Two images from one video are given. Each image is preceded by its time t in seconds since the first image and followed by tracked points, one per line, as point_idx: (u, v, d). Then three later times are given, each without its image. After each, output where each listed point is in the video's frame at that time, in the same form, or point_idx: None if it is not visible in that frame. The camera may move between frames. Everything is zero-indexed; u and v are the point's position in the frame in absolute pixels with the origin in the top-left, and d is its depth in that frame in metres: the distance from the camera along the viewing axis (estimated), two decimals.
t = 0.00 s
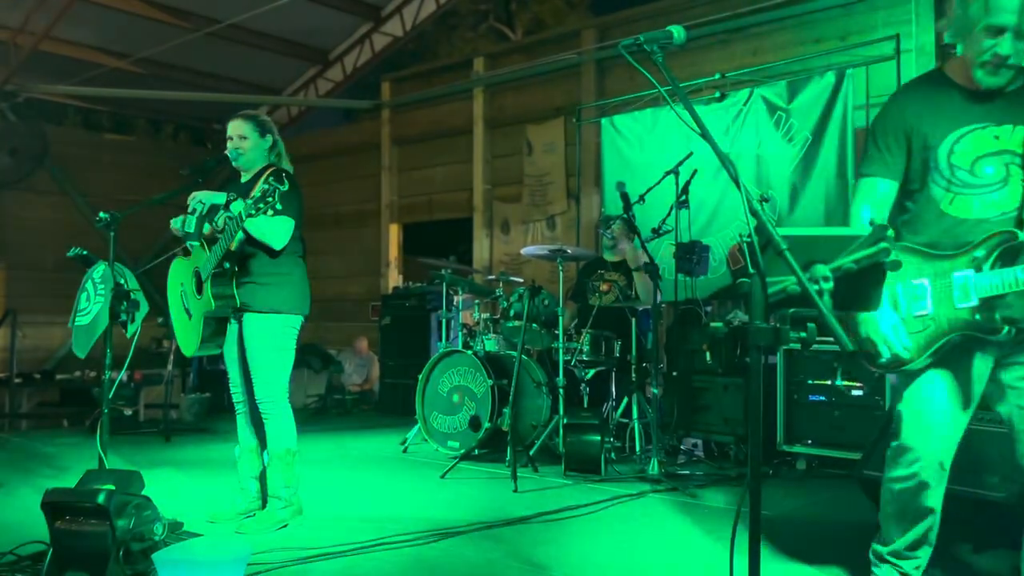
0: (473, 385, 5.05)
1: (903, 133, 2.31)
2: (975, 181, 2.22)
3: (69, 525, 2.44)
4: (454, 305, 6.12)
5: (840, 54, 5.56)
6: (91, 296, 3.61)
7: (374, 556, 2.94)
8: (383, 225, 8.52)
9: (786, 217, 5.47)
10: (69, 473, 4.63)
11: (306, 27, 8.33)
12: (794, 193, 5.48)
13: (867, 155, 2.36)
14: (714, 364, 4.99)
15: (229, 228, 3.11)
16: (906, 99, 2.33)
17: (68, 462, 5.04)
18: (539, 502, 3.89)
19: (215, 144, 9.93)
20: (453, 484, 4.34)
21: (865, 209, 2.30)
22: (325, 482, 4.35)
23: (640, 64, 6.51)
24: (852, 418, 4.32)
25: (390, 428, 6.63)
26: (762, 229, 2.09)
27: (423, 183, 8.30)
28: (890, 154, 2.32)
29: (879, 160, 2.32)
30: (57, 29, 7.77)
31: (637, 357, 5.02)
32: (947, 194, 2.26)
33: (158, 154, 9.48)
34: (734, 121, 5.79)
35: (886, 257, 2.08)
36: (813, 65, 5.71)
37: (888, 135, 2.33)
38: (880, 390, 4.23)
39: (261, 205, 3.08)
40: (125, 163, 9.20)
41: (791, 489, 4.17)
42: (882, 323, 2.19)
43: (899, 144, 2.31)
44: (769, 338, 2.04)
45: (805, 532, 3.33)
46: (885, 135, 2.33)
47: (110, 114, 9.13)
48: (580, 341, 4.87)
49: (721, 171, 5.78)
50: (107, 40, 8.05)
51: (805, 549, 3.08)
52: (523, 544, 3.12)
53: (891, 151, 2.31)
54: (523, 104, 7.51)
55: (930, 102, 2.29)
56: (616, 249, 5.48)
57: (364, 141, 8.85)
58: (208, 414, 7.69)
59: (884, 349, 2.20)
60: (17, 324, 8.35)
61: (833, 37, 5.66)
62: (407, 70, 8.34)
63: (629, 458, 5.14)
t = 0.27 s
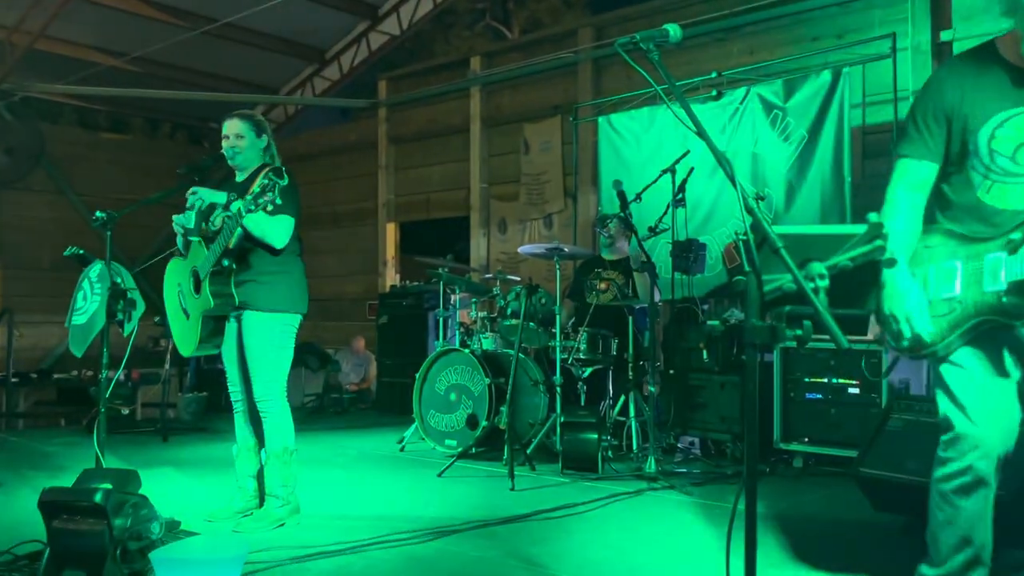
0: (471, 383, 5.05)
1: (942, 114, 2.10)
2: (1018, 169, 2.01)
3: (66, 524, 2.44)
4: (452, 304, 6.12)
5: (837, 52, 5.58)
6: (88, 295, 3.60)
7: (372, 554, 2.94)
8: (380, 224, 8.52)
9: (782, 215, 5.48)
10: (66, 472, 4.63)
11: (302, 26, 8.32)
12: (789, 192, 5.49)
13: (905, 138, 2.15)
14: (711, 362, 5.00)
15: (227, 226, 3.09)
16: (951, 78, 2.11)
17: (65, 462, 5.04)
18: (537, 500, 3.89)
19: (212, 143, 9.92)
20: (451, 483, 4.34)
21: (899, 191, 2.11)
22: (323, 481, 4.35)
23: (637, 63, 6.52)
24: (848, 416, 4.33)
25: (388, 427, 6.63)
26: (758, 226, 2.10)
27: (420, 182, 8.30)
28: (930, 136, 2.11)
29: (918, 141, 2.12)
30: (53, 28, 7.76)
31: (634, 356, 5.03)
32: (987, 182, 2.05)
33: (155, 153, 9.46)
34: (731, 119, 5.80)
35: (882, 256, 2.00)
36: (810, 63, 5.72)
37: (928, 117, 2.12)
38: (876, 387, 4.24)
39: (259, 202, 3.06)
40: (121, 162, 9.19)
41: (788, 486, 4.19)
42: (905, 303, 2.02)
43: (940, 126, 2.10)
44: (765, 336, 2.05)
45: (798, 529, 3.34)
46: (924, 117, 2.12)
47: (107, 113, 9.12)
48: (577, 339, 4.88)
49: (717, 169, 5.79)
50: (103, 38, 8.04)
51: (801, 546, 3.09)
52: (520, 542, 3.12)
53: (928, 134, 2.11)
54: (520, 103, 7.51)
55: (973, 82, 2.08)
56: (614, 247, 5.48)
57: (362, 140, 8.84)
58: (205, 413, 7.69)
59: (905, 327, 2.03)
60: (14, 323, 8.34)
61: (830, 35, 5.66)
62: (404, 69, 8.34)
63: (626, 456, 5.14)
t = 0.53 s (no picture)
0: (468, 382, 5.05)
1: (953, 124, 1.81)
2: None
3: (62, 523, 2.44)
4: (448, 302, 6.11)
5: (833, 51, 5.58)
6: (84, 293, 3.59)
7: (369, 553, 2.94)
8: (377, 223, 8.51)
9: (779, 214, 5.49)
10: (63, 472, 4.62)
11: (299, 24, 8.31)
12: (786, 190, 5.50)
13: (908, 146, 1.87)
14: (708, 360, 5.00)
15: (227, 230, 3.08)
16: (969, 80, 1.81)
17: (61, 461, 5.03)
18: (533, 499, 3.90)
19: (208, 141, 9.90)
20: (448, 482, 4.34)
21: (897, 210, 1.83)
22: (319, 480, 4.35)
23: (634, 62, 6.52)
24: (844, 415, 4.34)
25: (384, 425, 6.63)
26: (754, 225, 2.10)
27: (417, 181, 8.29)
28: (939, 149, 1.82)
29: (924, 152, 1.83)
30: (49, 26, 7.74)
31: (631, 355, 5.04)
32: (999, 208, 1.78)
33: (151, 151, 9.45)
34: (728, 118, 5.80)
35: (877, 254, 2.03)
36: (806, 62, 5.73)
37: (937, 126, 1.82)
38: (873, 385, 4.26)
39: (262, 204, 3.06)
40: (117, 160, 9.17)
41: (785, 485, 4.19)
42: (894, 335, 1.81)
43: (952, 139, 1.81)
44: (762, 335, 2.05)
45: (792, 527, 3.35)
46: (933, 125, 1.83)
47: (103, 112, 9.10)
48: (573, 338, 4.89)
49: (714, 168, 5.80)
50: (99, 37, 8.02)
51: (798, 544, 3.10)
52: (517, 541, 3.12)
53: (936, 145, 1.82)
54: (517, 102, 7.51)
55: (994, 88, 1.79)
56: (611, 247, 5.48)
57: (358, 139, 8.83)
58: (202, 412, 7.68)
59: (883, 362, 1.82)
60: (9, 322, 8.32)
61: (826, 34, 5.67)
62: (400, 68, 8.33)
63: (622, 455, 5.15)
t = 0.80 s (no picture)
0: (464, 381, 5.05)
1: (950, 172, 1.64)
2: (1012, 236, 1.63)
3: (58, 522, 2.43)
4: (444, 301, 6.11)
5: (829, 51, 5.59)
6: (79, 292, 3.59)
7: (365, 552, 2.94)
8: (373, 222, 8.50)
9: (775, 213, 5.50)
10: (57, 471, 4.61)
11: (294, 23, 8.29)
12: (782, 189, 5.51)
13: (901, 197, 1.70)
14: (704, 359, 5.01)
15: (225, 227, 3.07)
16: (963, 126, 1.65)
17: (56, 460, 5.02)
18: (529, 498, 3.90)
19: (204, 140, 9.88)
20: (444, 481, 4.34)
21: (904, 270, 1.63)
22: (315, 479, 4.35)
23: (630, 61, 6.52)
24: (841, 413, 4.34)
25: (380, 424, 6.62)
26: (751, 224, 2.09)
27: (413, 180, 8.29)
28: (937, 200, 1.65)
29: (923, 205, 1.65)
30: (44, 24, 7.72)
31: (627, 354, 5.05)
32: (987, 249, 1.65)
33: (146, 150, 9.42)
34: (723, 117, 5.81)
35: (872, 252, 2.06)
36: (802, 61, 5.73)
37: (932, 177, 1.65)
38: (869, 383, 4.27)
39: (260, 200, 3.07)
40: (112, 158, 9.15)
41: (780, 483, 4.19)
42: (906, 412, 1.63)
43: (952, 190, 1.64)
44: (758, 334, 2.04)
45: (787, 526, 3.36)
46: (927, 174, 1.65)
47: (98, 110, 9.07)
48: (570, 336, 4.89)
49: (710, 168, 5.80)
50: (94, 34, 8.00)
51: (794, 543, 3.10)
52: (514, 539, 3.13)
53: (935, 198, 1.64)
54: (513, 101, 7.51)
55: (990, 131, 1.63)
56: (607, 246, 5.48)
57: (354, 137, 8.82)
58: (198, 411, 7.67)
59: (890, 443, 1.65)
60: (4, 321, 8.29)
61: (822, 34, 5.67)
62: (396, 66, 8.31)
63: (618, 454, 5.14)
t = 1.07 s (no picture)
0: (457, 379, 5.06)
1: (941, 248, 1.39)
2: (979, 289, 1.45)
3: (48, 520, 2.41)
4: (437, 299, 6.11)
5: (822, 51, 5.61)
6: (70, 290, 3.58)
7: (358, 550, 2.94)
8: (366, 220, 8.50)
9: (767, 212, 5.51)
10: (49, 469, 4.60)
11: (288, 20, 8.28)
12: (775, 188, 5.53)
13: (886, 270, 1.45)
14: (696, 358, 5.03)
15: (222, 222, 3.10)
16: (947, 195, 1.40)
17: (47, 458, 5.00)
18: (522, 496, 3.91)
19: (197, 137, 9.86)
20: (437, 479, 4.35)
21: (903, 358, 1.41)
22: (307, 476, 4.35)
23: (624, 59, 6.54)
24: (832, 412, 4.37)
25: (373, 423, 6.62)
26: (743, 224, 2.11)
27: (407, 178, 8.28)
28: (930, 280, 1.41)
29: (917, 283, 1.40)
30: (36, 20, 7.69)
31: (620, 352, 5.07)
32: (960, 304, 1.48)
33: (139, 147, 9.40)
34: (717, 116, 5.82)
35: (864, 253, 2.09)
36: (795, 61, 5.75)
37: (922, 252, 1.40)
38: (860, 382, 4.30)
39: (257, 194, 3.09)
40: (105, 155, 9.12)
41: (772, 482, 4.21)
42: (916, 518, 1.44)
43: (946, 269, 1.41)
44: (750, 333, 2.04)
45: (777, 524, 3.38)
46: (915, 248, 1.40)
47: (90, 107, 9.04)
48: (563, 335, 4.91)
49: (703, 167, 5.82)
50: (87, 31, 7.97)
51: (787, 542, 3.10)
52: (507, 537, 3.14)
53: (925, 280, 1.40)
54: (507, 99, 7.51)
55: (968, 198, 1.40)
56: (600, 244, 5.50)
57: (348, 135, 8.82)
58: (190, 408, 7.66)
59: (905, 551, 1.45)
60: None
61: (815, 34, 5.69)
62: (390, 64, 8.30)
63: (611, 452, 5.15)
